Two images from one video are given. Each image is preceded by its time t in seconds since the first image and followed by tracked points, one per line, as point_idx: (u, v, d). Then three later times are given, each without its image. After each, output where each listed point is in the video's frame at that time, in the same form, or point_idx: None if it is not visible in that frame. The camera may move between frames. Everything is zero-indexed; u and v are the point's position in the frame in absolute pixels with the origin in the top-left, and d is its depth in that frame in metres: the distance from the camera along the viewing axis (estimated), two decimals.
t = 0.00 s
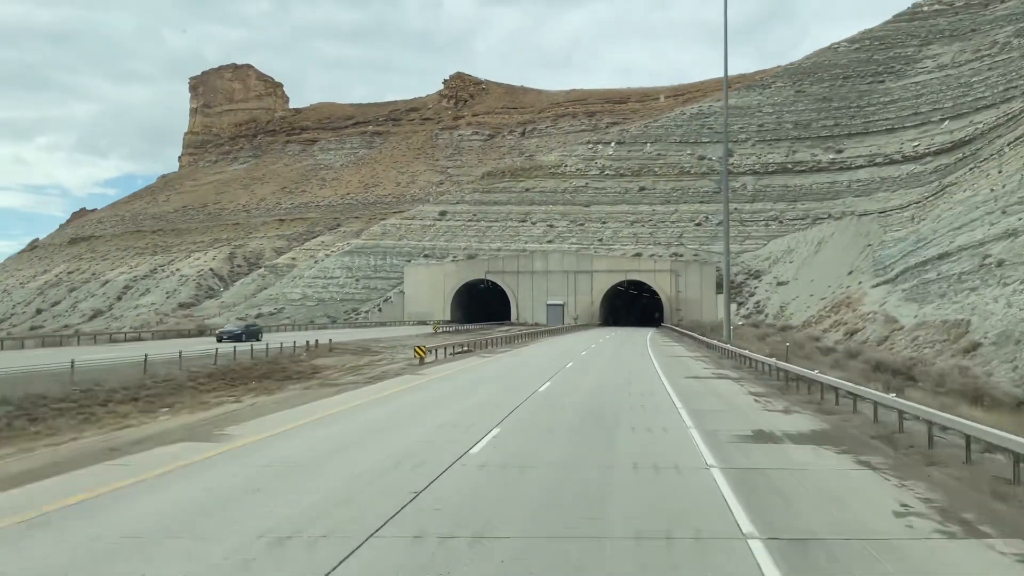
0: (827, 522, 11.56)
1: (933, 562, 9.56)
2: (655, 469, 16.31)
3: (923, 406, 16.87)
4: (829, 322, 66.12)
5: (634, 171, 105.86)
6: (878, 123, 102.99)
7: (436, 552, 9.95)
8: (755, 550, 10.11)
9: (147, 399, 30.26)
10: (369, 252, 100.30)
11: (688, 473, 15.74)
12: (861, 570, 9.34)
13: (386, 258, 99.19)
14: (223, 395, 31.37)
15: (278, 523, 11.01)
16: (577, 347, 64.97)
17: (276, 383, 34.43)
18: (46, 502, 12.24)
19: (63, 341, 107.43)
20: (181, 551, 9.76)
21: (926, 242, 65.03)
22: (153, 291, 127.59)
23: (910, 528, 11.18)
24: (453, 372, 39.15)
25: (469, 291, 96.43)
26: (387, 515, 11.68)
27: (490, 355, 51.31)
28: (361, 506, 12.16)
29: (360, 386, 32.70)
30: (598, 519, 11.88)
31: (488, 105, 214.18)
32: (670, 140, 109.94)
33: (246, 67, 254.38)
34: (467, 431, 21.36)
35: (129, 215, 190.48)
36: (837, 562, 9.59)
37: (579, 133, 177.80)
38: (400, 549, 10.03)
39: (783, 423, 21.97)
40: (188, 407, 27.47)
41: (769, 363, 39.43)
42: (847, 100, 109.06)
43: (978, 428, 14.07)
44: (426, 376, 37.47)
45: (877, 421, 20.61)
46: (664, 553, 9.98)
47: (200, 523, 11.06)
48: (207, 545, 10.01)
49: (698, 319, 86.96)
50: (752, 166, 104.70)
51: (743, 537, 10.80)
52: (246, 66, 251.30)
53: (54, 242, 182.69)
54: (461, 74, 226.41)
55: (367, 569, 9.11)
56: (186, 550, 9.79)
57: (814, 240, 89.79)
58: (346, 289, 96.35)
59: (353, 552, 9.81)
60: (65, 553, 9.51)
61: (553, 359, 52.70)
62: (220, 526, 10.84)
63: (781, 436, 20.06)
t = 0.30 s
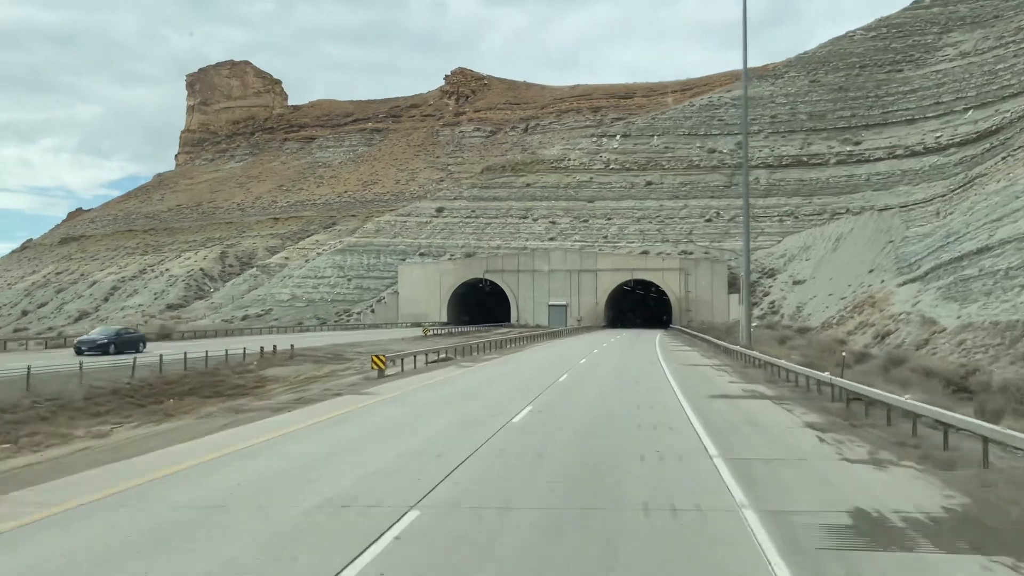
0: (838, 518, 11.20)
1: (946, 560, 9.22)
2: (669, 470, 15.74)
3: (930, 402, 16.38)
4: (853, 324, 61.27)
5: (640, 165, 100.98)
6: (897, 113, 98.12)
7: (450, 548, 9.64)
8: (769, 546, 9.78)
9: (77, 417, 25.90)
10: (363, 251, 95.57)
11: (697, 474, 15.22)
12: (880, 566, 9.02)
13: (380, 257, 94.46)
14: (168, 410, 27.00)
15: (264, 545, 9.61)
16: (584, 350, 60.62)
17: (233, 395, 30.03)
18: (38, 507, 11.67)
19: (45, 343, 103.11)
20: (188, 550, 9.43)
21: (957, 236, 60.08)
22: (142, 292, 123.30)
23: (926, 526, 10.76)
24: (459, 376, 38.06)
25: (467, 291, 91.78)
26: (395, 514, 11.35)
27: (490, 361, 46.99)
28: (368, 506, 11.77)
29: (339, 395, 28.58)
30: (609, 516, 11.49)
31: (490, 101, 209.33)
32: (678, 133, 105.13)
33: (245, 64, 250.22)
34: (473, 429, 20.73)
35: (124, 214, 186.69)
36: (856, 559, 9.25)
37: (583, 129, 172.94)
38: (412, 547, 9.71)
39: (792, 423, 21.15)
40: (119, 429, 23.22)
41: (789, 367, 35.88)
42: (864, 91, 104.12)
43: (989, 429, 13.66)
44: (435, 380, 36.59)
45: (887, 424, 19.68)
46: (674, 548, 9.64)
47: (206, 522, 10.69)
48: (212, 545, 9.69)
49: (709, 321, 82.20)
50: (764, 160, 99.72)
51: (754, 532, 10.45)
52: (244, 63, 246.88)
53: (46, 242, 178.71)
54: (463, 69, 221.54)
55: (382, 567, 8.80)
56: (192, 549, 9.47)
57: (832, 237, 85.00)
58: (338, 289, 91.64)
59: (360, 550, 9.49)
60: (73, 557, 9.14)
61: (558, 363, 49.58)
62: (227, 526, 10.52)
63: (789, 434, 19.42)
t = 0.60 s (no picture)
0: (841, 514, 10.89)
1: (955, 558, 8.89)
2: (670, 466, 15.35)
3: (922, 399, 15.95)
4: (874, 323, 56.64)
5: (644, 157, 96.35)
6: (913, 102, 93.39)
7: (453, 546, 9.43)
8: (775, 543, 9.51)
9: None
10: (352, 247, 91.05)
11: (700, 468, 14.86)
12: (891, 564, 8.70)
13: (370, 254, 89.87)
14: (80, 429, 22.72)
15: None
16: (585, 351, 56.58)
17: (168, 406, 25.79)
18: None
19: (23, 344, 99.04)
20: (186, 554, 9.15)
21: (987, 228, 55.38)
22: (128, 291, 119.29)
23: (930, 523, 10.42)
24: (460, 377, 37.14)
25: (462, 289, 87.30)
26: (397, 514, 11.10)
27: (481, 364, 42.94)
28: (369, 507, 11.50)
29: (295, 402, 24.50)
30: (612, 513, 11.19)
31: (489, 96, 204.40)
32: (683, 123, 100.44)
33: (241, 58, 246.15)
34: (474, 428, 20.30)
35: (116, 212, 182.69)
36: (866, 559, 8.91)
37: (584, 122, 168.33)
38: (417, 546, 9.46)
39: (793, 420, 20.56)
40: (7, 455, 19.03)
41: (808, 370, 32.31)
42: (878, 78, 99.44)
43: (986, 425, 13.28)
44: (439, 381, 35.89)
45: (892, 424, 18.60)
46: None
47: (206, 525, 10.42)
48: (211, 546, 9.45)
49: (717, 321, 77.63)
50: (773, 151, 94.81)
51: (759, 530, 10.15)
52: (240, 58, 243.43)
53: (35, 240, 174.94)
54: (462, 63, 217.12)
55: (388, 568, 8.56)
56: (192, 553, 9.19)
57: (846, 230, 80.48)
58: (326, 287, 87.18)
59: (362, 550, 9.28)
60: (74, 561, 8.88)
61: (557, 363, 46.41)
62: (227, 528, 10.27)
63: (785, 431, 18.96)
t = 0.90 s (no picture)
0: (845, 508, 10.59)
1: (966, 554, 8.57)
2: (672, 455, 14.95)
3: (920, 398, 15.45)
4: (898, 322, 52.08)
5: (648, 148, 91.67)
6: (931, 89, 88.67)
7: (456, 541, 9.16)
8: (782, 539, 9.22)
9: None
10: (340, 243, 86.34)
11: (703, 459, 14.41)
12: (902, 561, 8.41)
13: (360, 250, 85.18)
14: None
15: None
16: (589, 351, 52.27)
17: (76, 420, 21.34)
18: None
19: None
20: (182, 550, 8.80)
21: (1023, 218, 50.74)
22: (112, 290, 114.91)
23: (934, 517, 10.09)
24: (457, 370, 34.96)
25: (456, 287, 82.74)
26: (395, 508, 10.79)
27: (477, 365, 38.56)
28: (369, 503, 11.16)
29: (236, 412, 20.24)
30: (614, 508, 10.88)
31: (490, 89, 199.54)
32: (689, 113, 95.73)
33: (237, 52, 241.77)
34: (475, 419, 19.76)
35: (106, 209, 178.44)
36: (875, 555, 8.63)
37: (586, 115, 163.57)
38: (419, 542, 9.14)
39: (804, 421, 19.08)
40: None
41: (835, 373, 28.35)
42: (893, 65, 94.74)
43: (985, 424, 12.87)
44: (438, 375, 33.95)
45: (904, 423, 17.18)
46: None
47: (205, 521, 10.03)
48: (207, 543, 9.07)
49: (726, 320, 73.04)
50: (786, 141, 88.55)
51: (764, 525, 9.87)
52: (236, 52, 239.21)
53: (23, 237, 170.73)
54: (461, 56, 212.57)
55: (394, 563, 8.28)
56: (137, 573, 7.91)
57: (862, 224, 75.89)
58: (312, 284, 82.58)
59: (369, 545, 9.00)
60: (76, 558, 8.51)
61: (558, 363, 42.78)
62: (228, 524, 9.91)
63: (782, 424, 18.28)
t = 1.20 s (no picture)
0: (853, 501, 10.25)
1: (987, 545, 8.29)
2: (672, 450, 14.40)
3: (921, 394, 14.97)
4: (923, 319, 47.58)
5: (649, 136, 87.01)
6: (948, 73, 84.02)
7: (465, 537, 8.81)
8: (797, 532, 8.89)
9: None
10: (324, 236, 81.71)
11: (703, 454, 13.92)
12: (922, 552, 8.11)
13: (344, 243, 80.54)
14: None
15: None
16: (592, 352, 47.88)
17: None
18: None
19: None
20: (187, 547, 8.39)
21: None
22: (92, 286, 110.53)
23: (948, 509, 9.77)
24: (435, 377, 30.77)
25: (448, 281, 78.54)
26: (399, 505, 10.35)
27: (458, 370, 34.13)
28: (369, 498, 10.72)
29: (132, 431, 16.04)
30: (618, 503, 10.48)
31: (487, 80, 194.65)
32: (693, 99, 91.12)
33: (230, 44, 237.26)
34: (468, 419, 19.09)
35: (93, 204, 174.02)
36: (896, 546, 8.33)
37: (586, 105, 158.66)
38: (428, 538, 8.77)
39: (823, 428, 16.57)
40: None
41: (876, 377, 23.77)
42: (907, 48, 90.00)
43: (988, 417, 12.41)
44: (418, 380, 30.01)
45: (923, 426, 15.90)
46: None
47: (204, 516, 9.54)
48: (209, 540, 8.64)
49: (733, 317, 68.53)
50: (795, 128, 83.63)
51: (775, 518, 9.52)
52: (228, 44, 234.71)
53: (8, 232, 166.44)
54: (458, 47, 207.69)
55: None
56: None
57: (877, 215, 71.57)
58: (294, 279, 78.08)
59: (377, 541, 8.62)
60: (79, 553, 8.07)
61: (555, 366, 38.28)
62: (230, 520, 9.46)
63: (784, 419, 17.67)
